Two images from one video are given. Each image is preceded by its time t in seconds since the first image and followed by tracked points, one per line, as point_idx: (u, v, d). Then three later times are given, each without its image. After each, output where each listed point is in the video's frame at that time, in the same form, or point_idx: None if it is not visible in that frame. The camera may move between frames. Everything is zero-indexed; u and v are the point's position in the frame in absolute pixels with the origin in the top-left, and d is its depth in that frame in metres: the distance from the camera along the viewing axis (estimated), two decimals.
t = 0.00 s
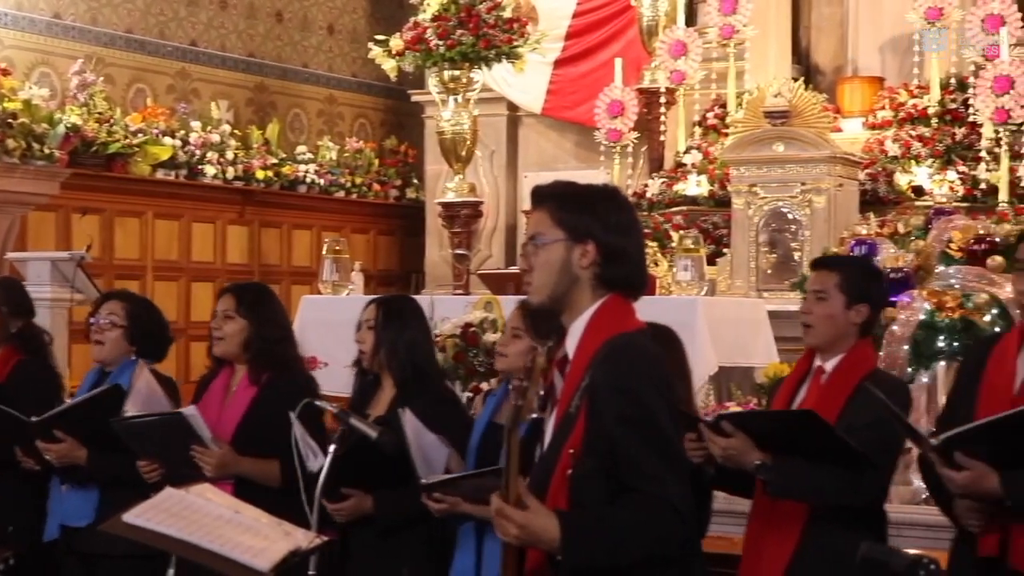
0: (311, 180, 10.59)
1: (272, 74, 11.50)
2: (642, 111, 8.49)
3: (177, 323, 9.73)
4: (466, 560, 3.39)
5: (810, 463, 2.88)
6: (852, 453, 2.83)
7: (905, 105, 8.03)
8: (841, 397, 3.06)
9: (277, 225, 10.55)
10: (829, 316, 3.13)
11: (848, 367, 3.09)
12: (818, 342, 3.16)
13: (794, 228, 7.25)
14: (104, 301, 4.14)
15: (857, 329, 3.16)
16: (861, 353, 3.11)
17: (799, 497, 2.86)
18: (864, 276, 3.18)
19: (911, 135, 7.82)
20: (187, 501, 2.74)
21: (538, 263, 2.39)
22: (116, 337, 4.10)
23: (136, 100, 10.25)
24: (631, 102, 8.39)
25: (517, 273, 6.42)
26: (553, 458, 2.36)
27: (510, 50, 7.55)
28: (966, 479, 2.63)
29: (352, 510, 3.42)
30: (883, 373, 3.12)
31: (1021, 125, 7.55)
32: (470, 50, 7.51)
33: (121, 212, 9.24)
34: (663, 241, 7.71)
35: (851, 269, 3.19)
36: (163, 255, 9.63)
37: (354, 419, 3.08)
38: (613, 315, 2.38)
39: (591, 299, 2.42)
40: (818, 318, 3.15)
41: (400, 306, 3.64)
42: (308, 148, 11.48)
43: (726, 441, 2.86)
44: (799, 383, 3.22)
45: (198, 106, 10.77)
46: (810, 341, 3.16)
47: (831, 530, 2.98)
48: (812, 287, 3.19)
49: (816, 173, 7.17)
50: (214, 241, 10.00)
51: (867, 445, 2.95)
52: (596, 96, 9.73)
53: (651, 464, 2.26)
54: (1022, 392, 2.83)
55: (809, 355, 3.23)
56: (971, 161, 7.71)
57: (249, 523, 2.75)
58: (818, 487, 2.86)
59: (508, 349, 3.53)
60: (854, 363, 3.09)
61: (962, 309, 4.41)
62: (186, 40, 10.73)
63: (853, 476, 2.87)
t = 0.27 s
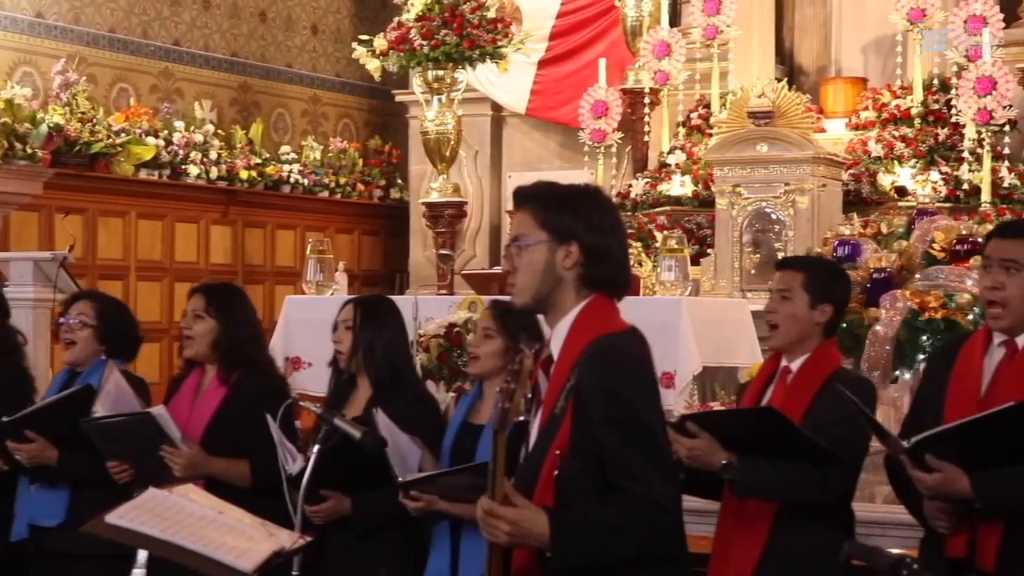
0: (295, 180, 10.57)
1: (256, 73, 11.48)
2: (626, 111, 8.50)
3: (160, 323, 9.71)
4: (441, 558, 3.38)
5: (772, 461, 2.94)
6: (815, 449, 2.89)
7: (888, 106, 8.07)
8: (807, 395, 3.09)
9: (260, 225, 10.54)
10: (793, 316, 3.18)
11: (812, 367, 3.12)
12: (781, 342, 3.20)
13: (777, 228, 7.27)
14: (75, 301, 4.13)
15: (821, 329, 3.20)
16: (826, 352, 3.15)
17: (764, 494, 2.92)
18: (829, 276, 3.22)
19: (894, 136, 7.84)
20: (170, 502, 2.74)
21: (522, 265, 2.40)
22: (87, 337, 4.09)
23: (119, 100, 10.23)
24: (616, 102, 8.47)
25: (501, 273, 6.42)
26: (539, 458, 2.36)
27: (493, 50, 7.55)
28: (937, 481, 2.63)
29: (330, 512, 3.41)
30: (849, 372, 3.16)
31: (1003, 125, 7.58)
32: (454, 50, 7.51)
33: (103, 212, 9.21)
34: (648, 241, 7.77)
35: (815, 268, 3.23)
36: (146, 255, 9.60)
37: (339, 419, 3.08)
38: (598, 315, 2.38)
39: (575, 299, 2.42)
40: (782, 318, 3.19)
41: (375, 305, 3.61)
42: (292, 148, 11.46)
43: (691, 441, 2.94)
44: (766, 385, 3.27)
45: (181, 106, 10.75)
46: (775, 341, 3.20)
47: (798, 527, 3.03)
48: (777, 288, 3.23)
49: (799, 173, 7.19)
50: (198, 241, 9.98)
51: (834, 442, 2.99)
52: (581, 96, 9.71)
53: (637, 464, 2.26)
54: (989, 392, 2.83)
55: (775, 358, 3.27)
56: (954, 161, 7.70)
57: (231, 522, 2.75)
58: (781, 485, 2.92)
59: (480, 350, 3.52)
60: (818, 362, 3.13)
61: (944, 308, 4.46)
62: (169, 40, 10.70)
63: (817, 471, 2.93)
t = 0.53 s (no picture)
0: (281, 180, 10.56)
1: (243, 73, 11.47)
2: (613, 111, 8.51)
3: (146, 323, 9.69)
4: (428, 558, 3.39)
5: (751, 461, 2.96)
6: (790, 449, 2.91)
7: (874, 107, 8.09)
8: (787, 394, 3.10)
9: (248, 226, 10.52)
10: (773, 315, 3.18)
11: (792, 369, 3.11)
12: (762, 340, 3.19)
13: (764, 228, 7.28)
14: (46, 302, 4.12)
15: (802, 330, 3.20)
16: (807, 352, 3.14)
17: (744, 495, 2.92)
18: (810, 275, 3.22)
19: (880, 136, 7.85)
20: (158, 502, 2.74)
21: (511, 263, 2.40)
22: (58, 338, 4.08)
23: (105, 100, 10.21)
24: (603, 102, 8.48)
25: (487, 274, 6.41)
26: (526, 458, 2.36)
27: (481, 50, 7.54)
28: (922, 480, 2.64)
29: (321, 513, 3.42)
30: (829, 371, 3.16)
31: (988, 126, 7.61)
32: (441, 50, 7.51)
33: (89, 212, 9.19)
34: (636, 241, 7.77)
35: (796, 268, 3.23)
36: (132, 255, 9.58)
37: (322, 419, 3.08)
38: (585, 314, 2.38)
39: (564, 298, 2.42)
40: (763, 318, 3.19)
41: (361, 305, 3.62)
42: (279, 148, 11.44)
43: (671, 444, 2.97)
44: (747, 385, 3.27)
45: (168, 106, 10.74)
46: (756, 339, 3.20)
47: (774, 527, 3.04)
48: (758, 288, 3.23)
49: (785, 174, 7.20)
50: (184, 241, 9.96)
51: (814, 443, 3.01)
52: (568, 96, 9.72)
53: (624, 462, 2.26)
54: (973, 391, 2.84)
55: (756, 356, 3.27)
56: (940, 161, 7.70)
57: (217, 523, 2.74)
58: (761, 485, 2.93)
59: (461, 348, 3.50)
60: (799, 360, 3.12)
61: (930, 309, 4.45)
62: (156, 40, 10.69)
63: (795, 471, 2.95)
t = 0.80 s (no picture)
0: (260, 179, 10.55)
1: (222, 73, 11.44)
2: (592, 112, 8.52)
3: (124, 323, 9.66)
4: (414, 558, 3.35)
5: (739, 463, 2.96)
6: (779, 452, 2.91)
7: (852, 107, 8.08)
8: (771, 396, 3.12)
9: (226, 226, 10.48)
10: (757, 316, 3.19)
11: (776, 369, 3.13)
12: (746, 342, 3.22)
13: (743, 229, 7.29)
14: (15, 303, 4.10)
15: (786, 330, 3.21)
16: (791, 352, 3.16)
17: (730, 496, 2.93)
18: (793, 275, 3.23)
19: (858, 137, 7.88)
20: (135, 503, 2.72)
21: (490, 263, 2.40)
22: (29, 340, 4.05)
23: (83, 99, 10.17)
24: (583, 103, 8.47)
25: (467, 274, 6.41)
26: (504, 459, 2.35)
27: (460, 50, 7.54)
28: (910, 481, 2.67)
29: (313, 514, 3.42)
30: (812, 372, 3.18)
31: (966, 127, 7.65)
32: (420, 50, 7.50)
33: (68, 212, 9.15)
34: (614, 242, 7.80)
35: (779, 268, 3.24)
36: (111, 256, 9.55)
37: (303, 420, 3.10)
38: (564, 314, 2.38)
39: (543, 298, 2.42)
40: (747, 319, 3.21)
41: (340, 306, 3.64)
42: (258, 148, 11.41)
43: (657, 444, 2.97)
44: (731, 385, 3.30)
45: (146, 106, 10.71)
46: (739, 341, 3.22)
47: (760, 528, 3.05)
48: (742, 287, 3.23)
49: (764, 174, 7.22)
50: (162, 242, 9.93)
51: (799, 445, 3.02)
52: (546, 97, 9.73)
53: (603, 461, 2.27)
54: (962, 391, 2.87)
55: (740, 358, 3.30)
56: (917, 162, 7.78)
57: (195, 524, 2.73)
58: (749, 487, 2.94)
59: (442, 349, 3.51)
60: (782, 360, 3.14)
61: (908, 310, 4.50)
62: (134, 39, 10.65)
63: (782, 473, 2.96)
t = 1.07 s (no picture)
0: (241, 180, 10.55)
1: (202, 73, 11.41)
2: (574, 112, 8.53)
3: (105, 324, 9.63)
4: (403, 560, 3.33)
5: (738, 465, 2.94)
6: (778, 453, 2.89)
7: (833, 108, 8.12)
8: (770, 396, 3.12)
9: (207, 226, 10.45)
10: (756, 316, 3.18)
11: (775, 369, 3.14)
12: (745, 343, 3.21)
13: (724, 229, 7.30)
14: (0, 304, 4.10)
15: (784, 331, 3.21)
16: (788, 353, 3.17)
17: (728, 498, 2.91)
18: (791, 275, 3.21)
19: (839, 138, 7.92)
20: (115, 504, 2.71)
21: (473, 264, 2.39)
22: (16, 341, 4.06)
23: (63, 99, 10.14)
24: (564, 102, 8.50)
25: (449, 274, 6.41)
26: (485, 460, 2.35)
27: (442, 50, 7.54)
28: (909, 479, 2.67)
29: (307, 515, 3.39)
30: (809, 372, 3.19)
31: (946, 127, 7.67)
32: (402, 50, 7.49)
33: (48, 212, 9.11)
34: (596, 242, 7.81)
35: (775, 268, 3.23)
36: (91, 256, 9.52)
37: (283, 420, 3.06)
38: (547, 315, 2.37)
39: (527, 298, 2.42)
40: (746, 319, 3.19)
41: (329, 307, 3.64)
42: (239, 148, 11.39)
43: (658, 443, 2.91)
44: (727, 386, 3.30)
45: (127, 106, 10.68)
46: (737, 341, 3.21)
47: (758, 529, 3.05)
48: (741, 288, 3.22)
49: (745, 174, 7.22)
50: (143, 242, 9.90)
51: (797, 445, 3.04)
52: (527, 98, 9.74)
53: (583, 460, 2.27)
54: (967, 389, 2.90)
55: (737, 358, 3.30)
56: (898, 163, 7.83)
57: (176, 525, 2.72)
58: (748, 488, 2.92)
59: (432, 349, 3.50)
60: (781, 360, 3.15)
61: (889, 309, 4.50)
62: (114, 38, 10.62)
63: (781, 475, 2.95)
